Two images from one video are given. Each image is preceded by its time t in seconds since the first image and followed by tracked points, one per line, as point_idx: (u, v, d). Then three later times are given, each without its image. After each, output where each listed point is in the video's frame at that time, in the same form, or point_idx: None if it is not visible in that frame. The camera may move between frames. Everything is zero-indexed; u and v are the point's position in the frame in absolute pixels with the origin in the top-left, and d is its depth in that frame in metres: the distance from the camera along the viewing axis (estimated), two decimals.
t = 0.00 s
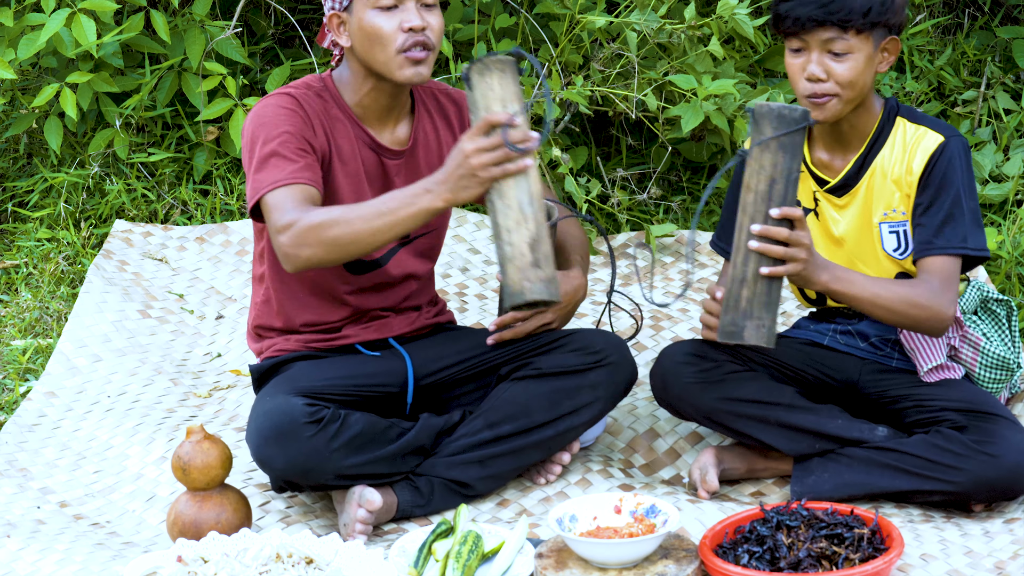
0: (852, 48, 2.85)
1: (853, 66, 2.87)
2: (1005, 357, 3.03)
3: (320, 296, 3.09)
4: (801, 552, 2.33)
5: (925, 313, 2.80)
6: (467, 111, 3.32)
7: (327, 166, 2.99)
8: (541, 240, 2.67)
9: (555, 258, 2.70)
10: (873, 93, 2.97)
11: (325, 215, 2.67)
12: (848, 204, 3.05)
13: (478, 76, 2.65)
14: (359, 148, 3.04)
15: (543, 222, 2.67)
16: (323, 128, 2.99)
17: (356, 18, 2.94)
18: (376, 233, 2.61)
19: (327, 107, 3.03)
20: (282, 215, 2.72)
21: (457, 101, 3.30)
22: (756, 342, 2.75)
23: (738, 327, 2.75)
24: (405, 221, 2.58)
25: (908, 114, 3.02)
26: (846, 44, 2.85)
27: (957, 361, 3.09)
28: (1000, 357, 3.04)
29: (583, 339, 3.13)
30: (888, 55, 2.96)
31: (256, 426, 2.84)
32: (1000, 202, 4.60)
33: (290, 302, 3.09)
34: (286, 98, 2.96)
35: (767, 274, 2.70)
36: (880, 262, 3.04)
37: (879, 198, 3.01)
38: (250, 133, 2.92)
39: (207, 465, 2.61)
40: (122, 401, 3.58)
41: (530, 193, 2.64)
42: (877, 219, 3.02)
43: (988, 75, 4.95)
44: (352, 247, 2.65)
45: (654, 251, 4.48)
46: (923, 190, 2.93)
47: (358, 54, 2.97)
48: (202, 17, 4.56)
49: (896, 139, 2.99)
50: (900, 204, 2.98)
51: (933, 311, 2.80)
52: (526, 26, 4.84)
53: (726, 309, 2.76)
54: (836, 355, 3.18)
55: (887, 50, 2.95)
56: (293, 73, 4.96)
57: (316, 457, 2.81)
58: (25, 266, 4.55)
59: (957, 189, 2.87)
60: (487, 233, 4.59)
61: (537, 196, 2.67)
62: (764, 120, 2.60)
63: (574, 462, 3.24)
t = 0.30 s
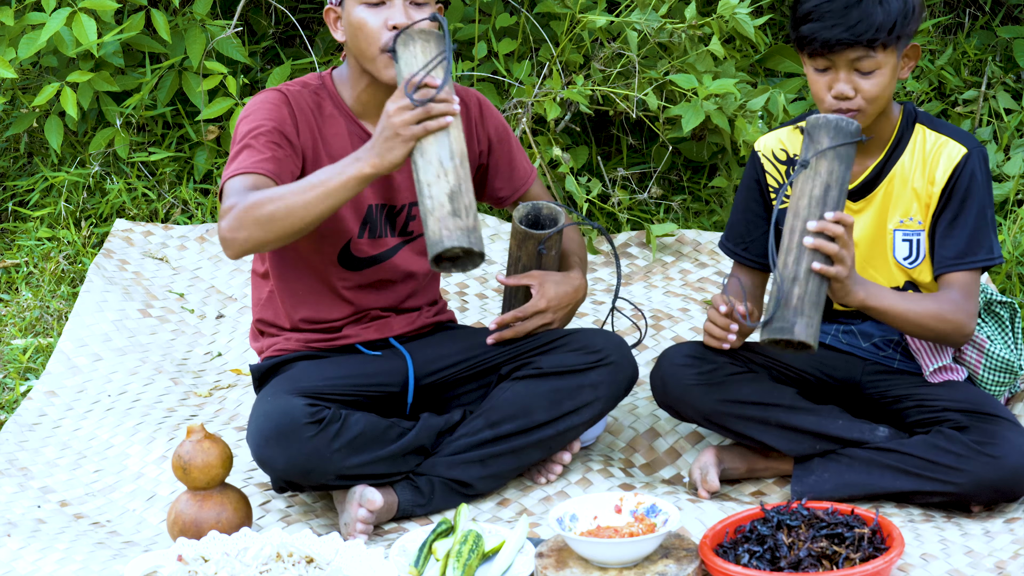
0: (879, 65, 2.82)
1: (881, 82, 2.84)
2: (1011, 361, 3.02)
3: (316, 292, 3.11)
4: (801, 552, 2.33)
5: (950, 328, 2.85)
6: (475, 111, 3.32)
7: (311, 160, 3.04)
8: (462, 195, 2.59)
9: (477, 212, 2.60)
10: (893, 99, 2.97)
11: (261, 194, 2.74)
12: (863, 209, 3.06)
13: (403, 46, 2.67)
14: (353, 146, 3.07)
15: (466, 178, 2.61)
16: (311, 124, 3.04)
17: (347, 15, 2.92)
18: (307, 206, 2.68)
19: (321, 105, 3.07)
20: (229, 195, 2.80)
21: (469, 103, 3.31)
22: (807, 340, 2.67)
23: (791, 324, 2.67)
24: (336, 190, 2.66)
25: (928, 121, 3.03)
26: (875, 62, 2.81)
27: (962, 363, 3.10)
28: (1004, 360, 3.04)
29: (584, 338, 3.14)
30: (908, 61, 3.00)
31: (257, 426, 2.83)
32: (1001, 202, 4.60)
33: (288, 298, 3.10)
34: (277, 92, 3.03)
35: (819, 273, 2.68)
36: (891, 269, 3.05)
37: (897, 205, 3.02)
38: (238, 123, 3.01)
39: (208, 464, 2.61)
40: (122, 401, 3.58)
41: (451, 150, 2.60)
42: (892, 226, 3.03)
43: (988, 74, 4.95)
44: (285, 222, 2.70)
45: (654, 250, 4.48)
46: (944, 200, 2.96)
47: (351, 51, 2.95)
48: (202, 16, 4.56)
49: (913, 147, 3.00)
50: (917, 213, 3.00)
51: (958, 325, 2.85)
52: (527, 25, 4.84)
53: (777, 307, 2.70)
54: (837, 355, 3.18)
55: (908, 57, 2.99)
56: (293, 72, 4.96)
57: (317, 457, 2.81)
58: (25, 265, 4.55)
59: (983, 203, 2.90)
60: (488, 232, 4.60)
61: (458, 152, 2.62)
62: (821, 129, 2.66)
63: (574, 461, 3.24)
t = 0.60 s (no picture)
0: (885, 59, 2.82)
1: (887, 76, 2.83)
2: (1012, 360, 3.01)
3: (314, 290, 3.12)
4: (801, 552, 2.33)
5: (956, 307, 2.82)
6: (475, 109, 3.30)
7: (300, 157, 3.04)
8: (420, 160, 2.53)
9: (435, 179, 2.54)
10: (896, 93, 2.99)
11: (229, 177, 2.78)
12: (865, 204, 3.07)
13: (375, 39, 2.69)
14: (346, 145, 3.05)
15: (426, 150, 2.57)
16: (302, 121, 3.05)
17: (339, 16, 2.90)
18: (272, 185, 2.71)
19: (314, 102, 3.08)
20: (202, 182, 2.84)
21: (471, 99, 3.30)
22: (829, 264, 2.50)
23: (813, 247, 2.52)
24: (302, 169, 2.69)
25: (929, 116, 3.06)
26: (881, 56, 2.81)
27: (963, 361, 3.09)
28: (1004, 359, 3.03)
29: (583, 337, 3.14)
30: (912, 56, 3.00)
31: (257, 425, 2.83)
32: (1001, 202, 4.59)
33: (287, 296, 3.11)
34: (270, 89, 3.05)
35: (842, 208, 2.55)
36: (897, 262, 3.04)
37: (900, 198, 3.02)
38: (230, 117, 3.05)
39: (208, 464, 2.61)
40: (122, 401, 3.58)
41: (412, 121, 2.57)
42: (896, 219, 3.03)
43: (988, 74, 4.95)
44: (249, 203, 2.72)
45: (654, 250, 4.48)
46: (947, 192, 2.96)
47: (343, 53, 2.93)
48: (202, 16, 4.56)
49: (914, 142, 3.02)
50: (921, 205, 3.01)
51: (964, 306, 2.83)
52: (527, 25, 4.84)
53: (799, 236, 2.55)
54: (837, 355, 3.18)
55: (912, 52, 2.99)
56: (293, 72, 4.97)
57: (316, 457, 2.81)
58: (26, 265, 4.55)
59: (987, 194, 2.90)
60: (487, 232, 4.60)
61: (421, 128, 2.59)
62: (839, 89, 2.64)
63: (574, 461, 3.24)
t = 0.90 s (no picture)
0: (883, 38, 2.84)
1: (884, 58, 2.86)
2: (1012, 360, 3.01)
3: (314, 290, 3.12)
4: (802, 552, 2.33)
5: (960, 277, 2.80)
6: (474, 107, 3.30)
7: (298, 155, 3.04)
8: (407, 134, 2.48)
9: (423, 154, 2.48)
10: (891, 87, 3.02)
11: (223, 172, 2.79)
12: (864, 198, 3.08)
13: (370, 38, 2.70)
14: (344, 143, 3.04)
15: (416, 129, 2.52)
16: (300, 119, 3.05)
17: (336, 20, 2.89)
18: (265, 177, 2.72)
19: (313, 101, 3.08)
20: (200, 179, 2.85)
21: (469, 98, 3.30)
22: (841, 180, 2.39)
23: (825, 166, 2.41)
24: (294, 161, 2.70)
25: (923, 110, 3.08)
26: (879, 35, 2.83)
27: (963, 361, 3.09)
28: (1004, 359, 3.02)
29: (583, 337, 3.14)
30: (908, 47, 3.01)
31: (257, 426, 2.84)
32: (1001, 202, 4.59)
33: (287, 296, 3.11)
34: (268, 88, 3.06)
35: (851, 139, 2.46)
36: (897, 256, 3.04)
37: (897, 191, 3.04)
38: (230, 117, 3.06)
39: (208, 464, 2.61)
40: (123, 401, 3.58)
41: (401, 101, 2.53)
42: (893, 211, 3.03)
43: (988, 74, 4.95)
44: (244, 196, 2.73)
45: (654, 250, 4.48)
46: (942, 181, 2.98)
47: (342, 56, 2.94)
48: (203, 16, 4.56)
49: (908, 135, 3.04)
50: (916, 195, 3.02)
51: (967, 276, 2.81)
52: (527, 25, 4.84)
53: (809, 156, 2.44)
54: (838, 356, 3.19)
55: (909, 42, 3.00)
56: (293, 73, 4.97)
57: (317, 457, 2.81)
58: (26, 265, 4.55)
59: (980, 179, 2.93)
60: (488, 232, 4.60)
61: (412, 108, 2.54)
62: (842, 53, 2.62)
63: (575, 462, 3.24)
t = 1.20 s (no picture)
0: (879, 29, 2.84)
1: (880, 49, 2.85)
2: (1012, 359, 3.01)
3: (314, 289, 3.12)
4: (801, 552, 2.33)
5: (959, 250, 2.79)
6: (473, 108, 3.30)
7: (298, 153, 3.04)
8: (405, 113, 2.48)
9: (423, 132, 2.47)
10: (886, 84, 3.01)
11: (223, 166, 2.79)
12: (861, 195, 3.08)
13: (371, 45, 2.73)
14: (344, 143, 3.04)
15: (415, 111, 2.52)
16: (300, 118, 3.05)
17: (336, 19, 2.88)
18: (265, 168, 2.71)
19: (313, 100, 3.08)
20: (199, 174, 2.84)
21: (468, 98, 3.29)
22: (846, 117, 2.41)
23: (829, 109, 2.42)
24: (294, 152, 2.70)
25: (918, 104, 3.07)
26: (875, 25, 2.84)
27: (962, 361, 3.08)
28: (1003, 358, 3.02)
29: (583, 337, 3.14)
30: (903, 42, 3.00)
31: (257, 426, 2.83)
32: (1001, 202, 4.60)
33: (286, 297, 3.11)
34: (268, 87, 3.06)
35: (854, 92, 2.48)
36: (896, 251, 3.05)
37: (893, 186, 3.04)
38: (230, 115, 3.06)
39: (208, 465, 2.61)
40: (123, 401, 3.58)
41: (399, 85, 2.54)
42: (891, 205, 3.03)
43: (988, 74, 4.95)
44: (244, 188, 2.73)
45: (654, 250, 4.48)
46: (937, 171, 2.98)
47: (341, 57, 2.93)
48: (203, 16, 4.57)
49: (901, 130, 3.04)
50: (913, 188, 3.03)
51: (966, 249, 2.80)
52: (527, 25, 4.84)
53: (812, 99, 2.46)
54: (837, 355, 3.19)
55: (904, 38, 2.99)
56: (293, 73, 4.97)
57: (316, 457, 2.81)
58: (26, 266, 4.55)
59: (973, 167, 2.93)
60: (487, 232, 4.61)
61: (409, 93, 2.55)
62: (840, 36, 2.71)
63: (574, 462, 3.24)
